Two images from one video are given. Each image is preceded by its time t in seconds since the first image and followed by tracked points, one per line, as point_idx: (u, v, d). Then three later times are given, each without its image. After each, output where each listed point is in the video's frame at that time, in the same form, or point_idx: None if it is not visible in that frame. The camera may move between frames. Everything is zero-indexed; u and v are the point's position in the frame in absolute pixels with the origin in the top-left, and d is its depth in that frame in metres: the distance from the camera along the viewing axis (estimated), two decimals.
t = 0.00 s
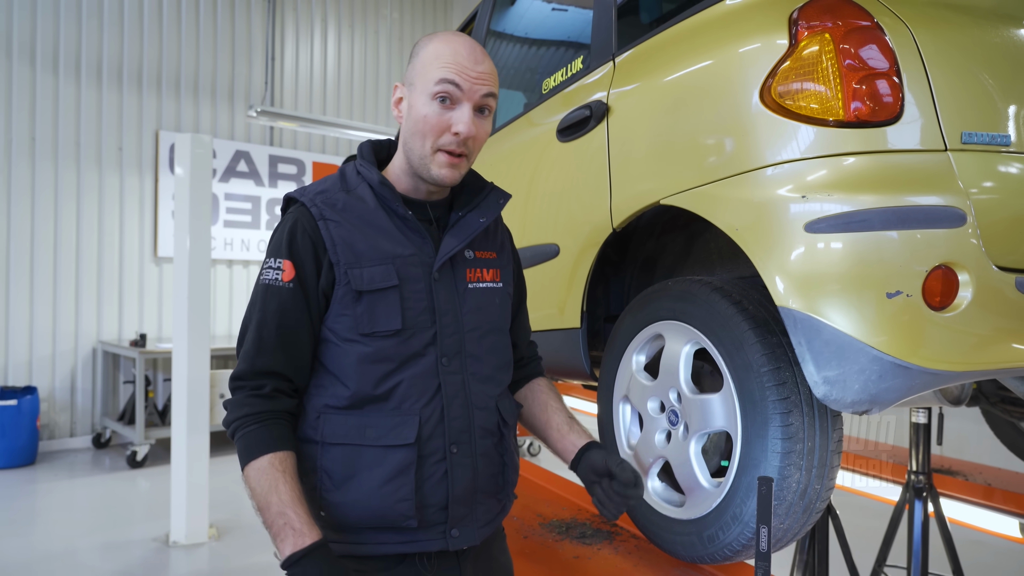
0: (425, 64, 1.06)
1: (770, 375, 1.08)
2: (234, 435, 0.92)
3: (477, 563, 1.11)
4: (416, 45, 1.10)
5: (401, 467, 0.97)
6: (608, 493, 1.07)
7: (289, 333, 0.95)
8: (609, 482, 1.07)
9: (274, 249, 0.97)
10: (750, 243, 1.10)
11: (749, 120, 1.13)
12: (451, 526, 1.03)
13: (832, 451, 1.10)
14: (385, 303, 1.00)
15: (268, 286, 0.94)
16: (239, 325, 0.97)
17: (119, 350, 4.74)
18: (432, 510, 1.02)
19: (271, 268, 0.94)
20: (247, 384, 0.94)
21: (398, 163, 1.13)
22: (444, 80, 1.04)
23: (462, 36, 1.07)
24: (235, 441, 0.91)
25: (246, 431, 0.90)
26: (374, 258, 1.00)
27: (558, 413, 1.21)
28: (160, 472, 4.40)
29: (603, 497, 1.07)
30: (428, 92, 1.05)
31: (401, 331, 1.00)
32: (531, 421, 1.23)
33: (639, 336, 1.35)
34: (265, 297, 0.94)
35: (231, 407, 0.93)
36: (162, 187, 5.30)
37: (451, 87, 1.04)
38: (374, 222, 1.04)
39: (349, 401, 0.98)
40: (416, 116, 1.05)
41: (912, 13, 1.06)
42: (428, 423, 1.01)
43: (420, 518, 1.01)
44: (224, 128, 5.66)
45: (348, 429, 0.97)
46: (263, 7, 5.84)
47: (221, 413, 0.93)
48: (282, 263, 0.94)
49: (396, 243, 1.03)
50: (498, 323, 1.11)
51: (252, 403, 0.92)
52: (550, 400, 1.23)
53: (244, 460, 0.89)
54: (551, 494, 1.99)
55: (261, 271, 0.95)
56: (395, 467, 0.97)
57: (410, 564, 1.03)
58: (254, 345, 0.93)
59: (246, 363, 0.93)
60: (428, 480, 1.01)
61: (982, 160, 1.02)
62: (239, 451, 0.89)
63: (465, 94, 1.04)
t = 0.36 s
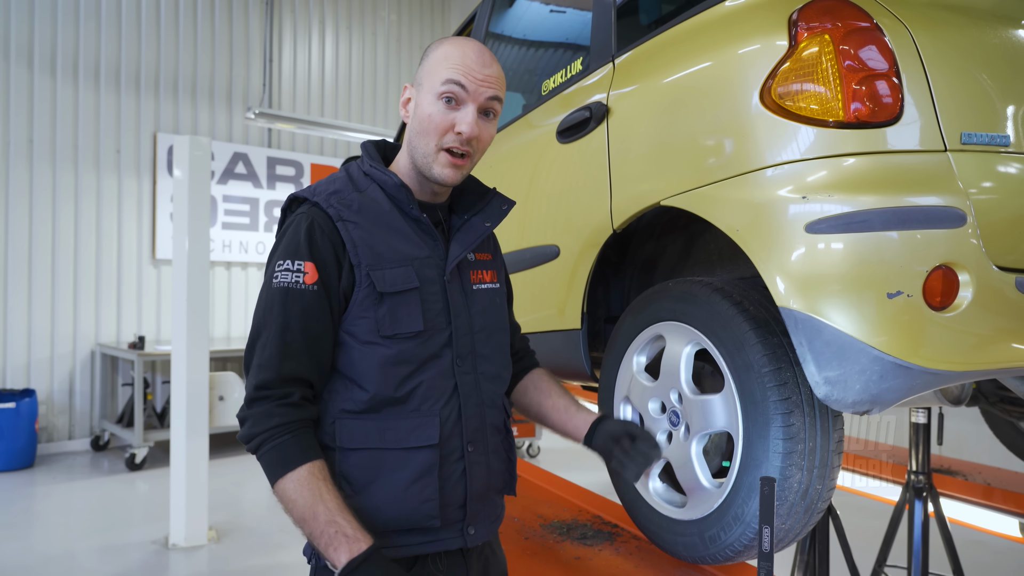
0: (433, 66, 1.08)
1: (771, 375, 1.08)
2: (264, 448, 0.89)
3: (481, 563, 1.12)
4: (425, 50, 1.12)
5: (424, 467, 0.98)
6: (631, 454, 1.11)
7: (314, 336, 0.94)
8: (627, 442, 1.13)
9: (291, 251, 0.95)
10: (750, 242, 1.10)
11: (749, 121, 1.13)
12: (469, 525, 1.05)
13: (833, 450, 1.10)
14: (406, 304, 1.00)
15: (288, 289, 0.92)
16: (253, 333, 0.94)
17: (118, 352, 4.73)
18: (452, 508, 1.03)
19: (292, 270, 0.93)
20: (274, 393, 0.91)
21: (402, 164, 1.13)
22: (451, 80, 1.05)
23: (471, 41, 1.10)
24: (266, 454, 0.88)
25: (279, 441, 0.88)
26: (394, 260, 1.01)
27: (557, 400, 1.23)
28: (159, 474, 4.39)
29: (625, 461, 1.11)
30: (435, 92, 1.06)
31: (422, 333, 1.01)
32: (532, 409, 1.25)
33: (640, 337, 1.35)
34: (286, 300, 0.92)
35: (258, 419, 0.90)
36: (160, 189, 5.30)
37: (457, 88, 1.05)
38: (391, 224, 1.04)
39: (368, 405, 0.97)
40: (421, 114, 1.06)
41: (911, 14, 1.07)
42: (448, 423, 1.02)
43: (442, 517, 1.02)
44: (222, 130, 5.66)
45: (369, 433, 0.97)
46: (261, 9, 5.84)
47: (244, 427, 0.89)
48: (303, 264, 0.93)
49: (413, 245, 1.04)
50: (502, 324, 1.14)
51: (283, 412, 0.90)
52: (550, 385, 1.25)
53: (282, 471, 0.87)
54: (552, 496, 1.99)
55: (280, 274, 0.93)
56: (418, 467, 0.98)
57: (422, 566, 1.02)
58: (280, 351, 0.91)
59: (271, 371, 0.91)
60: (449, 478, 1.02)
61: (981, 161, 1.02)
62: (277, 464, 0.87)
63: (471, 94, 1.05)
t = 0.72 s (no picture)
0: (426, 69, 1.07)
1: (773, 378, 1.08)
2: (258, 458, 0.89)
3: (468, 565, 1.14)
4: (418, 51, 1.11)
5: (418, 477, 0.99)
6: (566, 496, 1.16)
7: (309, 344, 0.94)
8: (564, 485, 1.17)
9: (284, 256, 0.93)
10: (753, 246, 1.10)
11: (750, 124, 1.13)
12: (458, 533, 1.06)
13: (835, 452, 1.10)
14: (403, 312, 1.00)
15: (282, 295, 0.91)
16: (243, 339, 0.93)
17: (117, 355, 4.72)
18: (443, 517, 1.04)
19: (286, 276, 0.92)
20: (269, 402, 0.91)
21: (396, 168, 1.14)
22: (445, 84, 1.05)
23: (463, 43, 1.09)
24: (261, 464, 0.89)
25: (275, 451, 0.89)
26: (390, 268, 1.00)
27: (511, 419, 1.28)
28: (158, 477, 4.39)
29: (560, 501, 1.16)
30: (428, 96, 1.06)
31: (416, 342, 1.01)
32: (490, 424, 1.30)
33: (641, 340, 1.35)
34: (281, 306, 0.91)
35: (252, 428, 0.90)
36: (159, 192, 5.30)
37: (451, 92, 1.05)
38: (387, 230, 1.04)
39: (362, 414, 0.98)
40: (415, 119, 1.06)
41: (912, 17, 1.07)
42: (441, 433, 1.03)
43: (434, 526, 1.03)
44: (221, 133, 5.66)
45: (362, 441, 0.97)
46: (260, 12, 5.85)
47: (237, 435, 0.89)
48: (298, 270, 0.92)
49: (407, 252, 1.04)
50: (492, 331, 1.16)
51: (279, 422, 0.90)
52: (505, 403, 1.29)
53: (279, 481, 0.88)
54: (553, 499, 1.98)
55: (273, 279, 0.92)
56: (412, 478, 0.99)
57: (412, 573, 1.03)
58: (276, 359, 0.90)
59: (266, 379, 0.90)
60: (442, 487, 1.04)
61: (982, 163, 1.02)
62: (273, 475, 0.88)
63: (465, 99, 1.05)
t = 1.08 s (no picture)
0: (407, 76, 1.07)
1: (775, 380, 1.08)
2: (252, 469, 0.89)
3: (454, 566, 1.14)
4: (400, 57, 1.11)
5: (411, 482, 1.00)
6: (606, 393, 1.13)
7: (302, 352, 0.93)
8: (601, 384, 1.14)
9: (277, 262, 0.93)
10: (755, 249, 1.10)
11: (750, 127, 1.14)
12: (447, 535, 1.06)
13: (837, 453, 1.10)
14: (397, 319, 1.00)
15: (275, 303, 0.91)
16: (235, 346, 0.93)
17: (117, 358, 4.72)
18: (433, 520, 1.05)
19: (280, 284, 0.91)
20: (262, 412, 0.91)
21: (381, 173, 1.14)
22: (425, 91, 1.05)
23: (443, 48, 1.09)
24: (254, 476, 0.88)
25: (268, 464, 0.88)
26: (384, 275, 1.00)
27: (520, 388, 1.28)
28: (157, 480, 4.38)
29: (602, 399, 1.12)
30: (409, 103, 1.06)
31: (410, 349, 1.01)
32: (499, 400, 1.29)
33: (643, 342, 1.35)
34: (274, 315, 0.91)
35: (244, 439, 0.89)
36: (159, 194, 5.30)
37: (432, 98, 1.05)
38: (380, 236, 1.03)
39: (355, 421, 0.98)
40: (397, 125, 1.07)
41: (912, 20, 1.07)
42: (432, 436, 1.04)
43: (425, 529, 1.04)
44: (221, 135, 5.66)
45: (355, 449, 0.97)
46: (260, 14, 5.85)
47: (230, 446, 0.88)
48: (292, 278, 0.92)
49: (400, 258, 1.04)
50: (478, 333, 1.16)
51: (273, 433, 0.90)
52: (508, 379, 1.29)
53: (272, 493, 0.88)
54: (554, 501, 1.98)
55: (265, 287, 0.91)
56: (405, 482, 0.99)
57: None
58: (269, 368, 0.90)
59: (259, 388, 0.90)
60: (432, 491, 1.04)
61: (983, 165, 1.02)
62: (267, 487, 0.88)
63: (446, 105, 1.05)
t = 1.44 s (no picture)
0: (435, 89, 1.04)
1: (779, 378, 1.08)
2: (235, 470, 0.89)
3: (450, 567, 1.14)
4: (416, 61, 1.05)
5: (398, 482, 1.00)
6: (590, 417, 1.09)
7: (284, 354, 0.94)
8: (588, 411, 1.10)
9: (259, 266, 0.94)
10: (758, 248, 1.10)
11: (753, 124, 1.13)
12: (438, 536, 1.06)
13: (841, 451, 1.10)
14: (380, 319, 1.00)
15: (257, 306, 0.92)
16: (221, 348, 0.93)
17: (119, 357, 4.73)
18: (423, 521, 1.05)
19: (261, 287, 0.92)
20: (246, 412, 0.91)
21: (381, 174, 1.10)
22: (459, 110, 1.05)
23: (463, 62, 1.08)
24: (238, 476, 0.89)
25: (250, 463, 0.88)
26: (368, 275, 1.00)
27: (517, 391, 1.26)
28: (160, 478, 4.39)
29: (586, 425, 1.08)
30: (439, 119, 1.04)
31: (395, 348, 1.01)
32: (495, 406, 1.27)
33: (645, 341, 1.35)
34: (256, 317, 0.92)
35: (228, 440, 0.90)
36: (162, 193, 5.30)
37: (464, 118, 1.05)
38: (363, 236, 1.03)
39: (340, 421, 0.98)
40: (422, 139, 1.05)
41: (916, 17, 1.07)
42: (420, 437, 1.04)
43: (415, 530, 1.04)
44: (223, 134, 5.66)
45: (341, 450, 0.98)
46: (262, 13, 5.85)
47: (214, 447, 0.89)
48: (274, 280, 0.93)
49: (384, 257, 1.04)
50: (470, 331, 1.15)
51: (254, 433, 0.90)
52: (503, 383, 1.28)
53: (255, 492, 0.88)
54: (557, 499, 1.98)
55: (247, 290, 0.92)
56: (391, 483, 0.99)
57: None
58: (251, 370, 0.90)
59: (241, 391, 0.91)
60: (421, 491, 1.04)
61: (988, 162, 1.02)
62: (250, 487, 0.88)
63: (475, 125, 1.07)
